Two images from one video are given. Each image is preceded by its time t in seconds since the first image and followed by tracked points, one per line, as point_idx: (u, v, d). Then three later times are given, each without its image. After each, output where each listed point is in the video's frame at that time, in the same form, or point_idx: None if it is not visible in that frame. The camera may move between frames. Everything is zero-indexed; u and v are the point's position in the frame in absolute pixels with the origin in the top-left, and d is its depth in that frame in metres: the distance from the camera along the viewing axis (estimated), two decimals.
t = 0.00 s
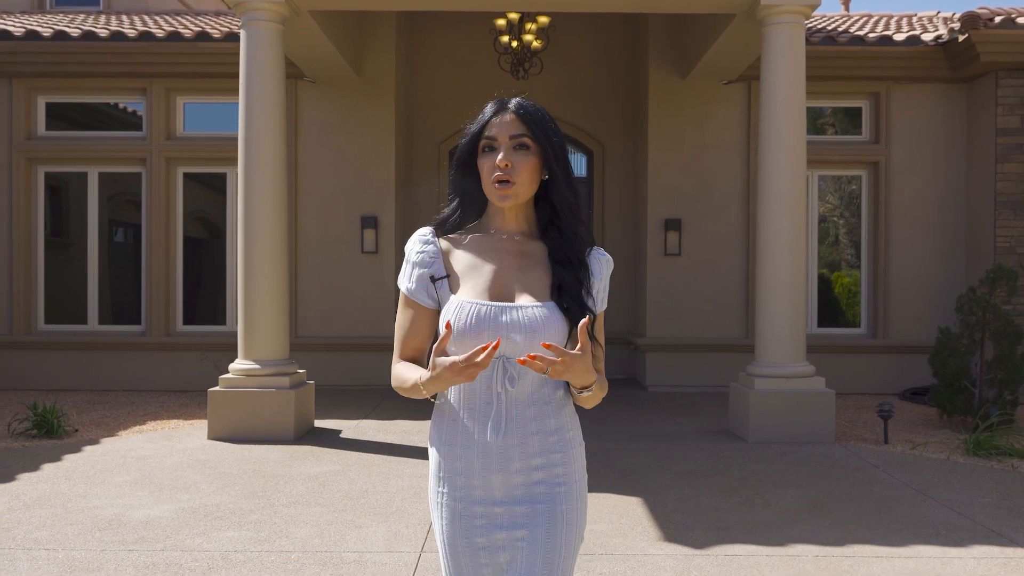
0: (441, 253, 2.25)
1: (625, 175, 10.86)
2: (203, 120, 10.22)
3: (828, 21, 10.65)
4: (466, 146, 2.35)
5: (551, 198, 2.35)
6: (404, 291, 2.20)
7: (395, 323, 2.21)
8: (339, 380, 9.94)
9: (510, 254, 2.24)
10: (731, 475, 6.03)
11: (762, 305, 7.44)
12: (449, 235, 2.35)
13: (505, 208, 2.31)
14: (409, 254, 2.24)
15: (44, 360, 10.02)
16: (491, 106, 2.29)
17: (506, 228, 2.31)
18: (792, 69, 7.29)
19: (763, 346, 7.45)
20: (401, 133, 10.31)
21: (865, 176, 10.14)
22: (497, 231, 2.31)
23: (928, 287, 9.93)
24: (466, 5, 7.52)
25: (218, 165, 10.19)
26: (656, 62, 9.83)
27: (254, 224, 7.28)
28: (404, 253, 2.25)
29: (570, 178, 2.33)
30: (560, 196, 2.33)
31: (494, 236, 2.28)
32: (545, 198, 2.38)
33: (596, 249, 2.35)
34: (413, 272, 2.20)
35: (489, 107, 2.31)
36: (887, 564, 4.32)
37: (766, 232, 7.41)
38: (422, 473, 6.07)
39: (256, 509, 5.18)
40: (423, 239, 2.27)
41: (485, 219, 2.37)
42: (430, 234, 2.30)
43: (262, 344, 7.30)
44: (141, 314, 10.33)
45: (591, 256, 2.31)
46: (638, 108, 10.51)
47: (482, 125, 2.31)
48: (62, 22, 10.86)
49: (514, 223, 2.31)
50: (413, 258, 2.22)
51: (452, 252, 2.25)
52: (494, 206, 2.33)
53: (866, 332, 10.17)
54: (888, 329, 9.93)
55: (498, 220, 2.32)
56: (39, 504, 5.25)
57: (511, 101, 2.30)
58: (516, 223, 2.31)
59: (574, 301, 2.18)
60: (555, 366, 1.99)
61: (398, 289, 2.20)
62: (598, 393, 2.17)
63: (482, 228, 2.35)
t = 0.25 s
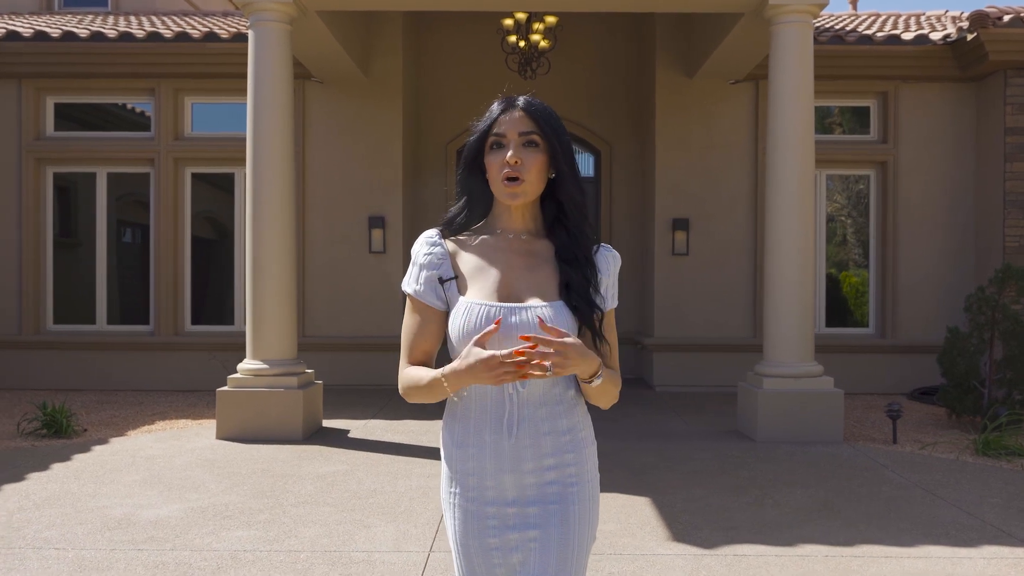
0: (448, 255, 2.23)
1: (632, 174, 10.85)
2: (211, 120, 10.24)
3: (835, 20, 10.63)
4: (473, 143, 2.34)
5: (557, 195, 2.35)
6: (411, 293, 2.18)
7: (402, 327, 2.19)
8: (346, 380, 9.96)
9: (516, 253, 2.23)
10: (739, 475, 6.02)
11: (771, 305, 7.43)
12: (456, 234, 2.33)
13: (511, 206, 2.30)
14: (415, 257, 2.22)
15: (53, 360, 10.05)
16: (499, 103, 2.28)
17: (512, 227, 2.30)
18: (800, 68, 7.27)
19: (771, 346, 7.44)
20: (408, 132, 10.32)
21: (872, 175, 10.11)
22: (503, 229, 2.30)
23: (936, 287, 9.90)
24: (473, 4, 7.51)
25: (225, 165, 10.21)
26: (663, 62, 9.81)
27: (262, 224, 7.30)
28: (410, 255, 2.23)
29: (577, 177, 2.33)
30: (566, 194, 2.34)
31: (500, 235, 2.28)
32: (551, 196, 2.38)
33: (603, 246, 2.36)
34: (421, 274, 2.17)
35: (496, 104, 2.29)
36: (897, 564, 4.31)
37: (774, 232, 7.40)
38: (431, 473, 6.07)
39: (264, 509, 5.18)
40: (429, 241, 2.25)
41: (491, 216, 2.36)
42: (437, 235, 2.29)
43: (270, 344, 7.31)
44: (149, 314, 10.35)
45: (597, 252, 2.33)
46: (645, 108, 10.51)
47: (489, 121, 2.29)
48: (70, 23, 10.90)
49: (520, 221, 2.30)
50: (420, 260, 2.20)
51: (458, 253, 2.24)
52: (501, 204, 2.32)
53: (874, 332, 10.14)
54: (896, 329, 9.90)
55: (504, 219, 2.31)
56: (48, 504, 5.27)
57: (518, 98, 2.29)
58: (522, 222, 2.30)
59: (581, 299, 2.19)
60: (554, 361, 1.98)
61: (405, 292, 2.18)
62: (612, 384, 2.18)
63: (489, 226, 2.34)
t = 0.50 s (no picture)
0: (454, 258, 2.23)
1: (637, 174, 10.85)
2: (217, 120, 10.26)
3: (841, 20, 10.61)
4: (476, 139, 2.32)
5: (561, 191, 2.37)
6: (418, 299, 2.18)
7: (413, 332, 2.20)
8: (351, 380, 9.97)
9: (522, 251, 2.22)
10: (745, 475, 6.02)
11: (776, 305, 7.42)
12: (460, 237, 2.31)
13: (516, 203, 2.29)
14: (421, 262, 2.22)
15: (60, 359, 10.09)
16: (503, 98, 2.28)
17: (516, 225, 2.29)
18: (806, 68, 7.26)
19: (776, 346, 7.43)
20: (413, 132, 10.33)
21: (878, 175, 10.10)
22: (508, 227, 2.29)
23: (942, 287, 9.88)
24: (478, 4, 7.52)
25: (231, 165, 10.23)
26: (669, 61, 9.81)
27: (268, 224, 7.31)
28: (416, 261, 2.23)
29: (580, 173, 2.36)
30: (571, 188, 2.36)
31: (504, 235, 2.26)
32: (553, 193, 2.39)
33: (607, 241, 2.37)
34: (428, 280, 2.17)
35: (500, 99, 2.29)
36: (903, 564, 4.30)
37: (779, 231, 7.39)
38: (436, 472, 6.08)
39: (270, 508, 5.19)
40: (435, 245, 2.25)
41: (495, 215, 2.34)
42: (441, 240, 2.29)
43: (276, 343, 7.33)
44: (155, 314, 10.38)
45: (603, 247, 2.32)
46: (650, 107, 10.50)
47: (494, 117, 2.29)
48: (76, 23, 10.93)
49: (524, 219, 2.29)
50: (426, 266, 2.20)
51: (463, 256, 2.23)
52: (505, 201, 2.31)
53: (880, 332, 10.13)
54: (902, 329, 9.88)
55: (508, 218, 2.30)
56: (55, 503, 5.28)
57: (522, 93, 2.29)
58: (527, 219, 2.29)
59: (587, 295, 2.19)
60: (560, 342, 1.97)
61: (412, 299, 2.18)
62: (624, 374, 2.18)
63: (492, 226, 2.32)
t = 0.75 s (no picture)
0: (461, 259, 2.23)
1: (639, 173, 10.84)
2: (218, 120, 10.25)
3: (842, 20, 10.60)
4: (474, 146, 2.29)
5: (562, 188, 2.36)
6: (426, 301, 2.18)
7: (421, 333, 2.20)
8: (353, 380, 9.97)
9: (529, 250, 2.22)
10: (746, 475, 6.01)
11: (778, 304, 7.41)
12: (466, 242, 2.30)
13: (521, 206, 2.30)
14: (427, 264, 2.22)
15: (61, 359, 10.08)
16: (499, 102, 2.26)
17: (522, 225, 2.30)
18: (807, 67, 7.25)
19: (778, 346, 7.42)
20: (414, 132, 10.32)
21: (880, 175, 10.09)
22: (516, 229, 2.29)
23: (945, 286, 9.87)
24: (480, 3, 7.51)
25: (232, 165, 10.23)
26: (670, 61, 9.80)
27: (269, 223, 7.30)
28: (423, 263, 2.23)
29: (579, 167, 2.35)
30: (573, 185, 2.34)
31: (511, 235, 2.27)
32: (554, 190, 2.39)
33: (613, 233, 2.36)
34: (434, 281, 2.18)
35: (495, 103, 2.27)
36: (906, 565, 4.29)
37: (781, 231, 7.38)
38: (438, 472, 6.07)
39: (272, 508, 5.19)
40: (441, 247, 2.24)
41: (500, 218, 2.34)
42: (448, 241, 2.28)
43: (277, 343, 7.32)
44: (156, 314, 10.37)
45: (609, 243, 2.30)
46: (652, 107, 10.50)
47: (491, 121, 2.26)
48: (77, 23, 10.92)
49: (530, 219, 2.30)
50: (433, 267, 2.20)
51: (469, 258, 2.23)
52: (510, 204, 2.31)
53: (882, 331, 10.12)
54: (904, 329, 9.87)
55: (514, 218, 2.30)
56: (56, 503, 5.27)
57: (519, 95, 2.28)
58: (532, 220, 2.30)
59: (593, 287, 2.19)
60: (570, 341, 1.99)
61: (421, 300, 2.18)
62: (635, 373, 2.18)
63: (498, 229, 2.32)
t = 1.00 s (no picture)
0: (468, 262, 2.22)
1: (638, 173, 10.83)
2: (217, 119, 10.24)
3: (842, 19, 10.60)
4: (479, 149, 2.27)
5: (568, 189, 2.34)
6: (435, 305, 2.19)
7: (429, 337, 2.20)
8: (353, 380, 9.96)
9: (536, 251, 2.22)
10: (746, 476, 6.00)
11: (778, 304, 7.40)
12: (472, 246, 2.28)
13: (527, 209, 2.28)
14: (434, 267, 2.22)
15: (60, 359, 10.07)
16: (504, 105, 2.23)
17: (528, 226, 2.28)
18: (808, 67, 7.24)
19: (779, 346, 7.41)
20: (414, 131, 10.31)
21: (880, 174, 10.09)
22: (521, 231, 2.28)
23: (945, 286, 9.86)
24: (480, 2, 7.50)
25: (232, 164, 10.21)
26: (670, 61, 9.79)
27: (269, 223, 7.29)
28: (430, 267, 2.22)
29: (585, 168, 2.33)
30: (579, 187, 2.32)
31: (518, 236, 2.26)
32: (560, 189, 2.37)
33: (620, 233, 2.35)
34: (442, 284, 2.18)
35: (500, 105, 2.24)
36: (907, 565, 4.29)
37: (781, 230, 7.37)
38: (437, 472, 6.07)
39: (271, 508, 5.18)
40: (448, 250, 2.24)
41: (505, 221, 2.32)
42: (456, 245, 2.27)
43: (277, 343, 7.31)
44: (155, 314, 10.36)
45: (618, 242, 2.30)
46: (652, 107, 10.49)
47: (496, 125, 2.23)
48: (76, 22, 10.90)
49: (535, 221, 2.28)
50: (441, 271, 2.20)
51: (477, 259, 2.22)
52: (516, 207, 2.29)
53: (881, 331, 10.11)
54: (904, 329, 9.87)
55: (520, 220, 2.29)
56: (55, 504, 5.26)
57: (524, 97, 2.25)
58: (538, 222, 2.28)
59: (601, 287, 2.17)
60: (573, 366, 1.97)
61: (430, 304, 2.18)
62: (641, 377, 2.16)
63: (504, 232, 2.31)
